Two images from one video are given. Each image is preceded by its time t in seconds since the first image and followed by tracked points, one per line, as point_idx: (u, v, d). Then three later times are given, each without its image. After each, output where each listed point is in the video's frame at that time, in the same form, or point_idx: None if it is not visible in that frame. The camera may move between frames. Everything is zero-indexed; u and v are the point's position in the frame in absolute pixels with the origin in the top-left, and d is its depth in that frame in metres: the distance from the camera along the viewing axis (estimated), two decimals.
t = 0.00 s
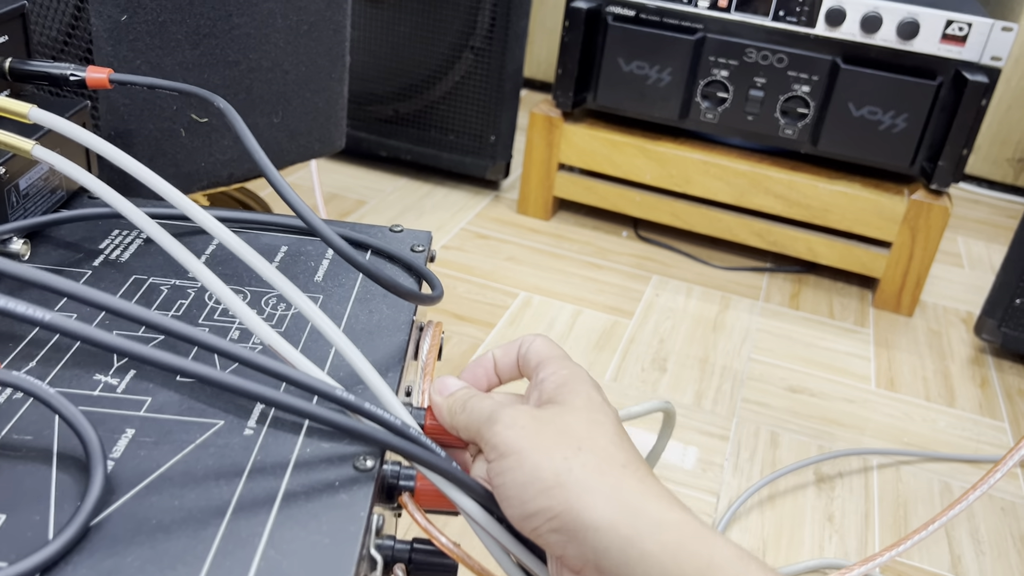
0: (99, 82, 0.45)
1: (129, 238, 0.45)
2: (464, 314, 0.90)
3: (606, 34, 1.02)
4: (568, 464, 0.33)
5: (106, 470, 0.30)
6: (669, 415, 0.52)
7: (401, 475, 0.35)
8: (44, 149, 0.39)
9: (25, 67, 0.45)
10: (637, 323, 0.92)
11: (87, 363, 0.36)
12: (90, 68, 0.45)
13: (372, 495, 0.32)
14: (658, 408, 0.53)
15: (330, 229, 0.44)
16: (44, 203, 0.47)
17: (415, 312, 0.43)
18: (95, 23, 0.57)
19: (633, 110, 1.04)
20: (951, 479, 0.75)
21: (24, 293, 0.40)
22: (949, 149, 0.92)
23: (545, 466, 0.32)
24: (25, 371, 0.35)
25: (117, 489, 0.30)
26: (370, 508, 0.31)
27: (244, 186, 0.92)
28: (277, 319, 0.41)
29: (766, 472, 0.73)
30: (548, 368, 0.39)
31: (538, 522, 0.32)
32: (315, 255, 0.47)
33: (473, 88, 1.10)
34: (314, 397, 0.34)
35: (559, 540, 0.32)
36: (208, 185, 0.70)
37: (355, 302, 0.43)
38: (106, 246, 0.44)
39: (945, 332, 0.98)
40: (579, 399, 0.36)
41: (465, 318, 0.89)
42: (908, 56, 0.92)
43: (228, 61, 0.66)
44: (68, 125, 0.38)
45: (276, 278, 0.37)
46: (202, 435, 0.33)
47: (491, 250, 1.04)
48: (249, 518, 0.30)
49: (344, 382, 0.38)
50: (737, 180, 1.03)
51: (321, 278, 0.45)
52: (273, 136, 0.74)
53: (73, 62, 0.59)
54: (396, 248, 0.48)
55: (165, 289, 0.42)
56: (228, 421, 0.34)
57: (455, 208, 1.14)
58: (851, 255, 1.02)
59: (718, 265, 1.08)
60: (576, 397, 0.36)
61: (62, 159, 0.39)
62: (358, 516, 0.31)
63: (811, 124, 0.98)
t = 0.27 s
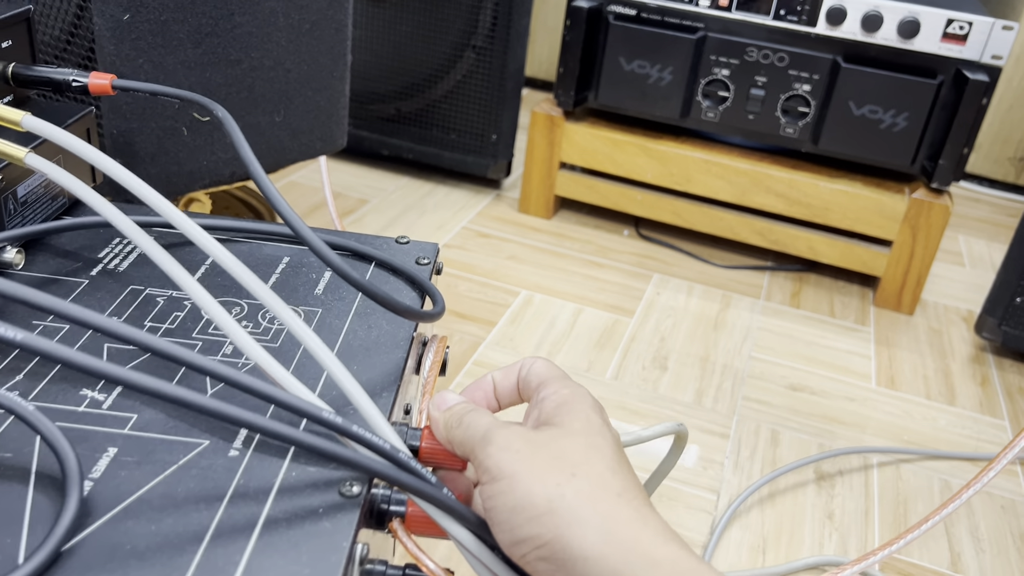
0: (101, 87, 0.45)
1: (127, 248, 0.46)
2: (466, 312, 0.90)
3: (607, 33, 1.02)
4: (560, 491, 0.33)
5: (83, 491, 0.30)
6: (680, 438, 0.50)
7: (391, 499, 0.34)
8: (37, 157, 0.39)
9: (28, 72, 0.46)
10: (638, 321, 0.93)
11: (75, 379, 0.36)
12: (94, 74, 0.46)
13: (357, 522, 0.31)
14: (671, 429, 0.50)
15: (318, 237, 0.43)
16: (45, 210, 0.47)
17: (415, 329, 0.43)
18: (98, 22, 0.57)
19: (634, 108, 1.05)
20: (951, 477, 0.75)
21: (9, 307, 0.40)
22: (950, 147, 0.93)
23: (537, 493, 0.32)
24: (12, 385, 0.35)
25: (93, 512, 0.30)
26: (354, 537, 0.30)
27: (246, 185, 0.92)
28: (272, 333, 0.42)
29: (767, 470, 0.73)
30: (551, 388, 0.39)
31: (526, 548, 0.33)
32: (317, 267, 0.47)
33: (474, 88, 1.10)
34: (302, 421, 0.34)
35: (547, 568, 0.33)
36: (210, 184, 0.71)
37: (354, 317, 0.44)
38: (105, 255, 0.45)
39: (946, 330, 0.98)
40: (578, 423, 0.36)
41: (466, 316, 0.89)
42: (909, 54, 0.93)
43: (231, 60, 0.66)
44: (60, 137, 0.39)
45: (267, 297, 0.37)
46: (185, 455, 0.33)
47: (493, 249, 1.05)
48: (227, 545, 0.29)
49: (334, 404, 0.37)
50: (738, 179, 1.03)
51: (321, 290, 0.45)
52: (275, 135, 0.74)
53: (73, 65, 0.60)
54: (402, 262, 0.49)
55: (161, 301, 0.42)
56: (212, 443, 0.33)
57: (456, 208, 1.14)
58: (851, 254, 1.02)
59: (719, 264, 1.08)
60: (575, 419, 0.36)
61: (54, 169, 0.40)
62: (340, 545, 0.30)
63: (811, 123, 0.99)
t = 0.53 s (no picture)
0: (111, 93, 0.45)
1: (134, 254, 0.46)
2: (470, 313, 0.90)
3: (610, 36, 1.02)
4: (563, 478, 0.33)
5: (86, 501, 0.30)
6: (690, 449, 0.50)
7: (396, 511, 0.35)
8: (46, 164, 0.40)
9: (40, 77, 0.46)
10: (641, 322, 0.93)
11: (79, 388, 0.36)
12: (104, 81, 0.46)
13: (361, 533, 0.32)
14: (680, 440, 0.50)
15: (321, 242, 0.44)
16: (54, 215, 0.48)
17: (422, 338, 0.44)
18: (107, 26, 0.57)
19: (637, 111, 1.05)
20: (954, 479, 0.75)
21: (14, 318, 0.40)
22: (952, 150, 0.93)
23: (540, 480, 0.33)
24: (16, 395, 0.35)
25: (97, 521, 0.30)
26: (358, 549, 0.31)
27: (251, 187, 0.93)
28: (278, 341, 0.42)
29: (770, 472, 0.74)
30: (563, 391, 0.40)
31: (526, 533, 0.33)
32: (324, 274, 0.48)
33: (478, 90, 1.11)
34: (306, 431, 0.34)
35: (546, 552, 0.33)
36: (217, 185, 0.71)
37: (361, 325, 0.44)
38: (114, 260, 0.46)
39: (948, 332, 0.98)
40: (587, 420, 0.37)
41: (469, 317, 0.90)
42: (911, 57, 0.93)
43: (238, 63, 0.67)
44: (68, 142, 0.39)
45: (274, 307, 0.37)
46: (190, 465, 0.33)
47: (496, 250, 1.05)
48: (229, 557, 0.30)
49: (338, 414, 0.37)
50: (741, 181, 1.04)
51: (328, 298, 0.46)
52: (281, 137, 0.75)
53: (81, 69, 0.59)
54: (409, 269, 0.49)
55: (169, 307, 0.43)
56: (217, 452, 0.34)
57: (459, 209, 1.15)
58: (853, 256, 1.03)
59: (721, 265, 1.08)
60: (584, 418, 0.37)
61: (62, 175, 0.40)
62: (343, 558, 0.30)
63: (814, 125, 0.99)
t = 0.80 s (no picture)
0: (112, 92, 0.45)
1: (135, 253, 0.46)
2: (470, 314, 0.90)
3: (611, 38, 1.03)
4: (554, 414, 0.36)
5: (91, 495, 0.30)
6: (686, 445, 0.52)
7: (396, 505, 0.35)
8: (48, 165, 0.39)
9: (41, 77, 0.47)
10: (641, 324, 0.93)
11: (83, 384, 0.37)
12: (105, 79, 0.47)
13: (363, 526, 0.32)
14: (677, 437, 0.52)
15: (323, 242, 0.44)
16: (55, 214, 0.48)
17: (421, 335, 0.44)
18: (108, 27, 0.58)
19: (638, 112, 1.05)
20: (953, 481, 0.76)
21: (19, 313, 0.41)
22: (952, 152, 0.93)
23: (534, 417, 0.36)
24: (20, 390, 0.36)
25: (102, 515, 0.30)
26: (360, 542, 0.31)
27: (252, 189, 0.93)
28: (279, 338, 0.42)
29: (769, 474, 0.74)
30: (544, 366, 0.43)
31: (530, 466, 0.35)
32: (324, 272, 0.48)
33: (479, 92, 1.11)
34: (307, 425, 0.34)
35: (550, 481, 0.35)
36: (219, 186, 0.72)
37: (361, 322, 0.44)
38: (115, 259, 0.46)
39: (948, 334, 0.99)
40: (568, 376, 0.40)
41: (470, 318, 0.90)
42: (912, 60, 0.93)
43: (239, 64, 0.67)
44: (70, 139, 0.39)
45: (273, 303, 0.37)
46: (192, 460, 0.33)
47: (496, 252, 1.05)
48: (233, 549, 0.30)
49: (340, 409, 0.38)
50: (741, 183, 1.04)
51: (328, 296, 0.46)
52: (282, 138, 0.75)
53: (83, 69, 0.60)
54: (407, 267, 0.49)
55: (169, 305, 0.43)
56: (219, 447, 0.34)
57: (460, 210, 1.15)
58: (853, 258, 1.03)
59: (721, 267, 1.08)
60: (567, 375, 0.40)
61: (63, 173, 0.40)
62: (346, 551, 0.30)
63: (814, 127, 0.99)
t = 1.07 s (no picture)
0: (121, 92, 0.47)
1: (144, 249, 0.47)
2: (472, 316, 0.90)
3: (614, 40, 1.03)
4: (587, 421, 0.31)
5: (113, 486, 0.30)
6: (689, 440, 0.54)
7: (410, 496, 0.35)
8: (61, 161, 0.40)
9: (48, 77, 0.47)
10: (644, 326, 0.93)
11: (99, 377, 0.37)
12: (114, 79, 0.47)
13: (380, 515, 0.32)
14: (679, 429, 0.53)
15: (339, 241, 0.45)
16: (63, 213, 0.48)
17: (430, 328, 0.44)
18: (113, 29, 0.57)
19: (641, 115, 1.05)
20: (957, 484, 0.75)
21: (36, 305, 0.42)
22: (955, 155, 0.93)
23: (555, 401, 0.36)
24: (37, 382, 0.36)
25: (125, 506, 0.31)
26: (378, 530, 0.31)
27: (255, 191, 0.93)
28: (291, 333, 0.42)
29: (773, 477, 0.74)
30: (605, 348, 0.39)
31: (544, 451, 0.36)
32: (331, 268, 0.48)
33: (482, 94, 1.11)
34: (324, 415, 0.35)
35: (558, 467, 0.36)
36: (222, 188, 0.72)
37: (369, 317, 0.44)
38: (123, 256, 0.46)
39: (951, 337, 0.98)
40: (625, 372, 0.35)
41: (473, 320, 0.90)
42: (915, 62, 0.93)
43: (243, 66, 0.67)
44: (86, 138, 0.40)
45: (289, 295, 0.38)
46: (211, 451, 0.33)
47: (499, 254, 1.05)
48: (255, 538, 0.30)
49: (355, 400, 0.38)
50: (744, 185, 1.04)
51: (336, 291, 0.46)
52: (286, 140, 0.75)
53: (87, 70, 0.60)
54: (413, 263, 0.49)
55: (180, 302, 0.43)
56: (237, 438, 0.34)
57: (463, 211, 1.15)
58: (856, 260, 1.03)
59: (724, 269, 1.08)
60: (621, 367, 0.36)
61: (78, 171, 0.40)
62: (364, 539, 0.31)
63: (817, 130, 0.99)
